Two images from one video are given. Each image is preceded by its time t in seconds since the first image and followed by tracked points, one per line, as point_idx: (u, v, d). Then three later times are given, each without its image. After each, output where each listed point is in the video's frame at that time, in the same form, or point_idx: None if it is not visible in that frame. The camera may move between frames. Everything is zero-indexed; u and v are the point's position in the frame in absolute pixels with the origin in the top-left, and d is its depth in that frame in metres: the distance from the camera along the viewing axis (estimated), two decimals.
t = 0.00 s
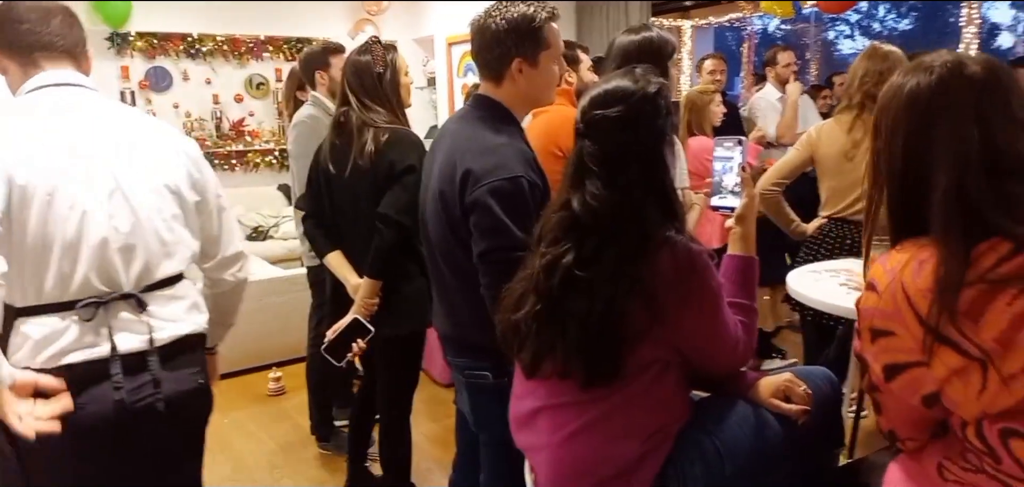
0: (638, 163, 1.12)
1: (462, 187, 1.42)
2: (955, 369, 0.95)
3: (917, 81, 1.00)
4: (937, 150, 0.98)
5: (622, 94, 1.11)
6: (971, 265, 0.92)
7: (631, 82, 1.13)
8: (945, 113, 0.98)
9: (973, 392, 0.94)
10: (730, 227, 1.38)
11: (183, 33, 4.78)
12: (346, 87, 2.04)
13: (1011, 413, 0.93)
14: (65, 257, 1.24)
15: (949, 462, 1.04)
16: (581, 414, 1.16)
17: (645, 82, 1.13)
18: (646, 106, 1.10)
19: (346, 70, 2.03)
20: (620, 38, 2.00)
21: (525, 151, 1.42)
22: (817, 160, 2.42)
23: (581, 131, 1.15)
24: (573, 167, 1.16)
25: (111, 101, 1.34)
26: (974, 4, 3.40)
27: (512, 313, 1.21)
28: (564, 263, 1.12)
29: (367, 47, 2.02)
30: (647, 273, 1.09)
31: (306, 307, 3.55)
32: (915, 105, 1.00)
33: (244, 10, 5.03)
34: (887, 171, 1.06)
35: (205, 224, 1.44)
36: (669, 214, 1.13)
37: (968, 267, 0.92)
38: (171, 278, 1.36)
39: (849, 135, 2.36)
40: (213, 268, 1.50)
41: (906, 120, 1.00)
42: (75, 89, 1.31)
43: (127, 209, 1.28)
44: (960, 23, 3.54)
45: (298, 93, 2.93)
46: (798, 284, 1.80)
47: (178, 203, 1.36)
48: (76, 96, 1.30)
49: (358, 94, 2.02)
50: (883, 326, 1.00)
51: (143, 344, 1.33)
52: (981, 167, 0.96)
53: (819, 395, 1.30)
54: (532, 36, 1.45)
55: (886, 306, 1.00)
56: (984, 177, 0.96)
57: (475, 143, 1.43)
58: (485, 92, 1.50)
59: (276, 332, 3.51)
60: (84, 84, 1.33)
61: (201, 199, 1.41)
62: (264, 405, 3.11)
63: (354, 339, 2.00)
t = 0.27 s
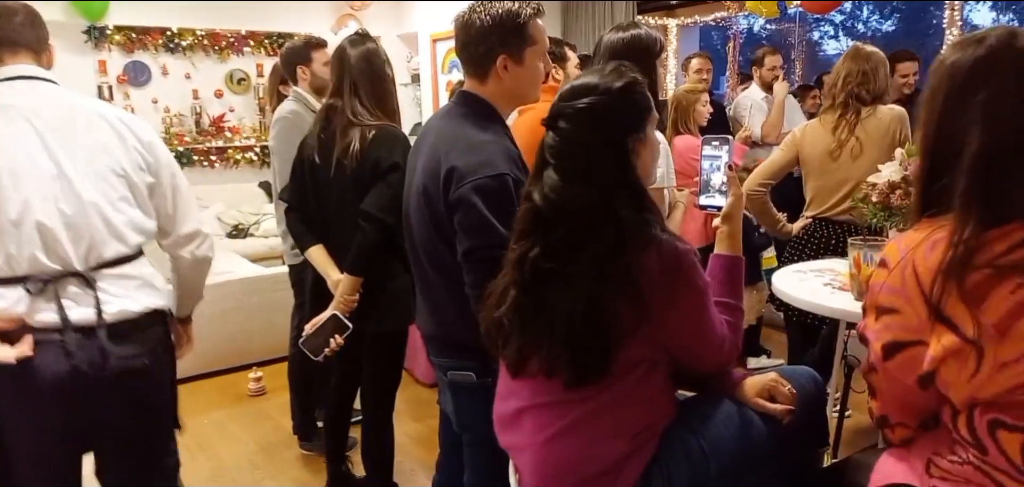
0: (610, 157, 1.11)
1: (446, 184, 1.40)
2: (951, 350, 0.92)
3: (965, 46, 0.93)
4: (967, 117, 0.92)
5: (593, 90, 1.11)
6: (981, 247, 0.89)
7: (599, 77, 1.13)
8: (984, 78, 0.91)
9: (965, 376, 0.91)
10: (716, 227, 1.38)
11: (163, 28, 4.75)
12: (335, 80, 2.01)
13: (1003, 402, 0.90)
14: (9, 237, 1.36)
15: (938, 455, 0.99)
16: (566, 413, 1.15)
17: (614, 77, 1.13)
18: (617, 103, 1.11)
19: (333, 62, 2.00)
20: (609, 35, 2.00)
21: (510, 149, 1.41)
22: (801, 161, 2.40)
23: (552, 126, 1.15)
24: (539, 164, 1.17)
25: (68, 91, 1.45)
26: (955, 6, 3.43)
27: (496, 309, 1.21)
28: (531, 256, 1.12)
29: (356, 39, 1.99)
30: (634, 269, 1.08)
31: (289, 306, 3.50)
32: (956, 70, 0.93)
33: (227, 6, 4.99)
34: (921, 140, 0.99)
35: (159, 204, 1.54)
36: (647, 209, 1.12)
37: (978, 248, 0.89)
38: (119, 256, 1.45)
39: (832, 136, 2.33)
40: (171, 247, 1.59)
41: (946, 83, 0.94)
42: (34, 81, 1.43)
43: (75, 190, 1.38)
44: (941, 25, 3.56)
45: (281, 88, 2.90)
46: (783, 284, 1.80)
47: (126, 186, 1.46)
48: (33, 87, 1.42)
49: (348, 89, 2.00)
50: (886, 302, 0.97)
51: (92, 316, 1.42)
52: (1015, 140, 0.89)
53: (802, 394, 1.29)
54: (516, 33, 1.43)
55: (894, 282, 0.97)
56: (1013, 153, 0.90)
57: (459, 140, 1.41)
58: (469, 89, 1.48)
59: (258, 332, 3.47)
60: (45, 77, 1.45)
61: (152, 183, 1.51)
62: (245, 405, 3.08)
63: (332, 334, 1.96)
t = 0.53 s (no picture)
0: (587, 157, 1.12)
1: (432, 185, 1.41)
2: (959, 336, 0.97)
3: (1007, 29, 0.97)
4: (999, 95, 0.96)
5: (571, 89, 1.13)
6: (1003, 235, 0.94)
7: (573, 78, 1.15)
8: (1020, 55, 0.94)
9: (972, 363, 0.97)
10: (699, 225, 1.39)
11: (147, 28, 4.72)
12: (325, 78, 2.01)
13: (1008, 394, 0.97)
14: None
15: (931, 447, 1.07)
16: (554, 412, 1.16)
17: (589, 76, 1.14)
18: (595, 102, 1.12)
19: (322, 62, 2.00)
20: (595, 35, 2.01)
21: (496, 148, 1.41)
22: (786, 159, 2.43)
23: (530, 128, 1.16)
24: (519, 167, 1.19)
25: (61, 97, 1.63)
26: (934, 6, 3.48)
27: (479, 309, 1.24)
28: (503, 257, 1.16)
29: (347, 39, 1.98)
30: (619, 265, 1.09)
31: (276, 307, 3.50)
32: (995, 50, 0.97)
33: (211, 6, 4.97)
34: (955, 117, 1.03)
35: (140, 203, 1.72)
36: (627, 207, 1.13)
37: (1002, 236, 0.94)
38: (98, 247, 1.64)
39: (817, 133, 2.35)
40: (156, 240, 1.77)
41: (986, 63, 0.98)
42: (31, 89, 1.60)
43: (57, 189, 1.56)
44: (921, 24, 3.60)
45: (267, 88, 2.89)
46: (767, 281, 1.83)
47: (105, 184, 1.63)
48: (30, 94, 1.59)
49: (345, 86, 2.00)
50: (900, 285, 1.03)
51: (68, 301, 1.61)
52: None
53: (786, 391, 1.31)
54: (501, 32, 1.44)
55: (910, 265, 1.02)
56: None
57: (445, 141, 1.42)
58: (456, 89, 1.49)
59: (245, 333, 3.45)
60: (39, 84, 1.62)
61: (131, 181, 1.69)
62: (231, 406, 3.07)
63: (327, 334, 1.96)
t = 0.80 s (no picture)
0: (560, 164, 1.13)
1: (402, 191, 1.40)
2: (931, 331, 1.00)
3: (994, 31, 1.02)
4: (984, 90, 1.01)
5: (539, 96, 1.13)
6: (977, 232, 0.98)
7: (539, 86, 1.15)
8: (1004, 53, 1.00)
9: (942, 357, 1.00)
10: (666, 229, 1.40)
11: (111, 33, 4.59)
12: (294, 83, 1.99)
13: (974, 392, 1.00)
14: None
15: (897, 446, 1.09)
16: (526, 417, 1.16)
17: (553, 82, 1.15)
18: (563, 111, 1.12)
19: (290, 66, 1.99)
20: (564, 41, 2.02)
21: (467, 154, 1.42)
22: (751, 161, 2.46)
23: (504, 136, 1.16)
24: (494, 177, 1.19)
25: (53, 106, 1.77)
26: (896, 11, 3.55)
27: (447, 321, 1.22)
28: (485, 270, 1.15)
29: (315, 45, 1.98)
30: (589, 268, 1.11)
31: (245, 314, 3.46)
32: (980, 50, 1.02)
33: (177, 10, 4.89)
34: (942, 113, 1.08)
35: (121, 204, 1.88)
36: (600, 211, 1.15)
37: (979, 231, 0.98)
38: (90, 238, 1.78)
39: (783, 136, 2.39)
40: (131, 237, 1.92)
41: (972, 61, 1.03)
42: (29, 97, 1.75)
43: (56, 185, 1.71)
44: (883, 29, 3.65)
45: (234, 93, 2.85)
46: (736, 283, 1.84)
47: (97, 183, 1.79)
48: (28, 101, 1.73)
49: (315, 92, 1.99)
50: (876, 279, 1.06)
51: (64, 285, 1.74)
52: None
53: (755, 393, 1.32)
54: (471, 37, 1.44)
55: (887, 259, 1.05)
56: None
57: (415, 145, 1.41)
58: (426, 94, 1.49)
59: (213, 341, 3.41)
60: (35, 93, 1.77)
61: (116, 183, 1.84)
62: (199, 417, 3.02)
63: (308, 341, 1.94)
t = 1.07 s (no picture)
0: (537, 171, 1.13)
1: (374, 197, 1.39)
2: (897, 330, 1.02)
3: (965, 36, 1.04)
4: (953, 95, 1.03)
5: (514, 104, 1.13)
6: (943, 233, 0.99)
7: (511, 93, 1.15)
8: (973, 60, 1.02)
9: (908, 355, 1.02)
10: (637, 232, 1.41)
11: (75, 34, 4.54)
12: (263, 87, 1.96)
13: (938, 391, 1.01)
14: None
15: (864, 445, 1.11)
16: (499, 423, 1.16)
17: (524, 89, 1.16)
18: (538, 117, 1.13)
19: (258, 70, 1.96)
20: (536, 46, 2.03)
21: (439, 159, 1.41)
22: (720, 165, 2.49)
23: (481, 142, 1.16)
24: (470, 184, 1.18)
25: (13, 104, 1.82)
26: (860, 17, 3.60)
27: (420, 328, 1.21)
28: (463, 279, 1.14)
29: (284, 48, 1.96)
30: (561, 272, 1.11)
31: (213, 320, 3.42)
32: (951, 55, 1.05)
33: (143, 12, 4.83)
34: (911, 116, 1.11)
35: (82, 196, 1.92)
36: (575, 215, 1.15)
37: (943, 232, 0.99)
38: (55, 230, 1.83)
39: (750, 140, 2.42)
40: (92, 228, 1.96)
41: (942, 66, 1.05)
42: None
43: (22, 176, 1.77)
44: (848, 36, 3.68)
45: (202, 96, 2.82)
46: (707, 286, 1.85)
47: (60, 178, 1.84)
48: None
49: (286, 95, 1.96)
50: (844, 280, 1.08)
51: (37, 271, 1.80)
52: (991, 122, 1.01)
53: (727, 395, 1.34)
54: (443, 42, 1.44)
55: (855, 260, 1.07)
56: (991, 132, 1.01)
57: (386, 151, 1.41)
58: (396, 99, 1.48)
59: (181, 349, 3.35)
60: None
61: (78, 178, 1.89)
62: (167, 426, 2.97)
63: (283, 347, 1.94)
